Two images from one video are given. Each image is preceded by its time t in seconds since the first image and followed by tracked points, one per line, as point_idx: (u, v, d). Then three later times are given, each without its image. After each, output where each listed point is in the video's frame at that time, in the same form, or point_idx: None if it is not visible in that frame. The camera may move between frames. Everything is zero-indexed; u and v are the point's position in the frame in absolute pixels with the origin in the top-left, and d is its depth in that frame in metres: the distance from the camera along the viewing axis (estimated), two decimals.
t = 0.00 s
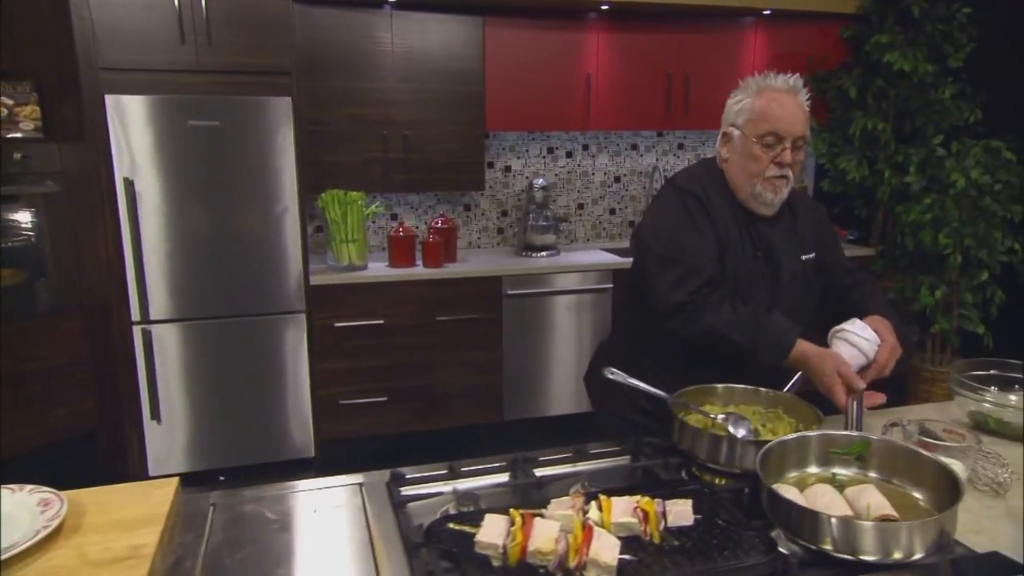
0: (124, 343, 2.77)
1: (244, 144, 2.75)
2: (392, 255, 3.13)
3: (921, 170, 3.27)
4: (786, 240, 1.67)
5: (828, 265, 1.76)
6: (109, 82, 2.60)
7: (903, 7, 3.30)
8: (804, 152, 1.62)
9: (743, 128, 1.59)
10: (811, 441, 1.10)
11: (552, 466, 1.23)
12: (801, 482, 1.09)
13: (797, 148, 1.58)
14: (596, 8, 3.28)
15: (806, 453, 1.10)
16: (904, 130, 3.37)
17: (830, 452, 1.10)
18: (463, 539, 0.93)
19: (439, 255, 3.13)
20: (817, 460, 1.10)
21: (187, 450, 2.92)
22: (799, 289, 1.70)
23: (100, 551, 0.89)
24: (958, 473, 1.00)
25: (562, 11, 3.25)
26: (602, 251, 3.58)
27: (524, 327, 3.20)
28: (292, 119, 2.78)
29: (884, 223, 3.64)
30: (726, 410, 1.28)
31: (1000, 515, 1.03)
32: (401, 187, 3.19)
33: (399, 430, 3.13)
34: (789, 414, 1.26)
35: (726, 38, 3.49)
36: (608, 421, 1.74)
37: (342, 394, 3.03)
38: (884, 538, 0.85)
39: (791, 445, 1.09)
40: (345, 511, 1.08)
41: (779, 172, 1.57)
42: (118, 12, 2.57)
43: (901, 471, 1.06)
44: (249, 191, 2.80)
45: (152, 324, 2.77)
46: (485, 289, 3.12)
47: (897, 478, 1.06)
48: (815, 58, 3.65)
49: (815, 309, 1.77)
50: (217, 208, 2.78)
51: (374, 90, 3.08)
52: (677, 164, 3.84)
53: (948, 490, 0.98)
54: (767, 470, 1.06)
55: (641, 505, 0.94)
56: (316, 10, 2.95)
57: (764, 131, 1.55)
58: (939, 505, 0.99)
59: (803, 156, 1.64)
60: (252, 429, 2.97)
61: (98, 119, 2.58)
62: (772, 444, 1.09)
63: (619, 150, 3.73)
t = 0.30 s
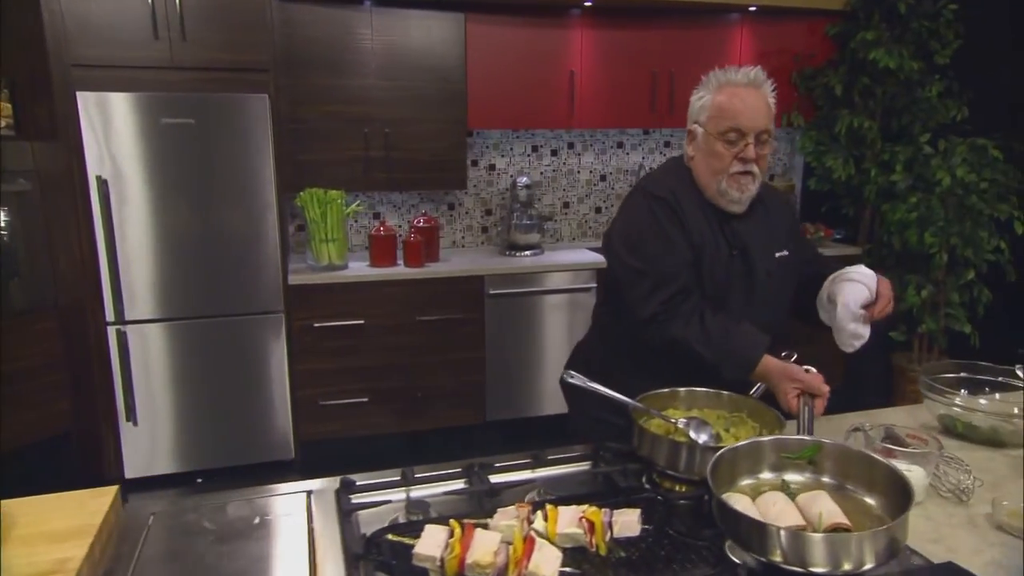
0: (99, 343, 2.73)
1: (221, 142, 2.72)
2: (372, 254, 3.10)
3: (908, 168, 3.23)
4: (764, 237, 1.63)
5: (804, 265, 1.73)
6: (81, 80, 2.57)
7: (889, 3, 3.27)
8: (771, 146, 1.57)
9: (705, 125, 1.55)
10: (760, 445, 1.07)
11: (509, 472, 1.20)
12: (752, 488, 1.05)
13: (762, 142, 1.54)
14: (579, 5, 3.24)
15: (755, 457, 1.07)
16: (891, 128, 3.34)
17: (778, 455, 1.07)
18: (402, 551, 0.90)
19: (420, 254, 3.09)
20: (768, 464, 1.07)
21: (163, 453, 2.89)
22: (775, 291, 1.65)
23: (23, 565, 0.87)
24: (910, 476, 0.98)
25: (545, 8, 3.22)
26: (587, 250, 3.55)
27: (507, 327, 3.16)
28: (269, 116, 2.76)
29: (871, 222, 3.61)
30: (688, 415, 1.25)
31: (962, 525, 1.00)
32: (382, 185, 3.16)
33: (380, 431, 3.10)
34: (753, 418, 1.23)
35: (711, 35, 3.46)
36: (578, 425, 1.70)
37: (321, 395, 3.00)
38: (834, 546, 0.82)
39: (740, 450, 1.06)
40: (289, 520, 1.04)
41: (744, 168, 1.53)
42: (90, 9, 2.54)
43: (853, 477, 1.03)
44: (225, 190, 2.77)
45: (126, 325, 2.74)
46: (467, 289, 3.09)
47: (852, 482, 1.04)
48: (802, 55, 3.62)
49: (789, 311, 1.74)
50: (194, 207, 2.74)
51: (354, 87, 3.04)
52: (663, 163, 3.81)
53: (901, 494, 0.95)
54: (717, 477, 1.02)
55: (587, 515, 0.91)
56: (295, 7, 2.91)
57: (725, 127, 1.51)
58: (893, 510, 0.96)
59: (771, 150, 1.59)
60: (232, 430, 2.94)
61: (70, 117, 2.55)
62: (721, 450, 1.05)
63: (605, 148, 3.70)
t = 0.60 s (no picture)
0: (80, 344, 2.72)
1: (203, 142, 2.71)
2: (358, 254, 3.07)
3: (899, 168, 3.19)
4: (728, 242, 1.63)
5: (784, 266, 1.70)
6: (59, 78, 2.55)
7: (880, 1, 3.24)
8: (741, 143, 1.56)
9: (672, 123, 1.54)
10: (740, 441, 1.04)
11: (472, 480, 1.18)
12: (733, 484, 1.04)
13: (731, 139, 1.53)
14: (567, 3, 3.21)
15: (736, 453, 1.05)
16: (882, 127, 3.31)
17: (758, 451, 1.05)
18: (348, 564, 0.87)
19: (406, 254, 3.06)
20: (747, 461, 1.05)
21: (145, 455, 2.87)
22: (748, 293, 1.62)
23: None
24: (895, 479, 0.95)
25: (532, 5, 3.19)
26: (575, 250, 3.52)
27: (494, 328, 3.14)
28: (251, 116, 2.75)
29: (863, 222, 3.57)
30: (657, 421, 1.22)
31: (929, 535, 0.97)
32: (368, 185, 3.13)
33: (365, 433, 3.08)
34: (722, 424, 1.20)
35: (701, 33, 3.44)
36: (553, 429, 1.68)
37: (305, 396, 2.98)
38: (812, 552, 0.80)
39: (721, 446, 1.03)
40: (240, 529, 1.01)
41: (712, 166, 1.52)
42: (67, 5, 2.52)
43: (841, 480, 1.00)
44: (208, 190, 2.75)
45: (107, 326, 2.73)
46: (453, 290, 3.06)
47: (835, 482, 1.02)
48: (793, 54, 3.58)
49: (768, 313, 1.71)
50: (176, 207, 2.73)
51: (338, 86, 3.01)
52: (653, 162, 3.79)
53: (885, 496, 0.93)
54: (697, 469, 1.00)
55: (540, 526, 0.88)
56: (278, 5, 2.88)
57: (692, 125, 1.50)
58: (875, 511, 0.94)
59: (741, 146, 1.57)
60: (214, 432, 2.93)
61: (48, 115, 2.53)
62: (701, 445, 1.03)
63: (595, 147, 3.67)
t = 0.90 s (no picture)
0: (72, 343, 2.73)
1: (196, 141, 2.70)
2: (353, 255, 3.05)
3: (902, 168, 3.14)
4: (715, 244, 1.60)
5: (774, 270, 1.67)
6: (52, 79, 2.56)
7: None
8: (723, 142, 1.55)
9: (653, 120, 1.53)
10: (718, 380, 1.01)
11: (447, 487, 1.15)
12: (722, 424, 1.00)
13: (711, 137, 1.52)
14: (565, 2, 3.19)
15: (716, 394, 1.01)
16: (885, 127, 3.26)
17: (739, 387, 1.01)
18: None
19: (402, 254, 3.04)
20: (731, 401, 1.02)
21: (138, 456, 2.87)
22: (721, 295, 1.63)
23: None
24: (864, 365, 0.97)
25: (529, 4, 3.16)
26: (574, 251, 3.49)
27: (490, 329, 3.12)
28: (244, 115, 2.74)
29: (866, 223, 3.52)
30: (635, 427, 1.19)
31: (910, 549, 0.94)
32: (364, 186, 3.11)
33: (360, 435, 3.06)
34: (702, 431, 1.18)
35: (700, 33, 3.40)
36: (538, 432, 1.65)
37: (299, 397, 2.96)
38: (839, 439, 0.79)
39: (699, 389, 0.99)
40: (202, 538, 1.00)
41: (691, 162, 1.51)
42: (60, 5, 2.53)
43: (824, 392, 0.99)
44: (202, 190, 2.75)
45: (100, 327, 2.72)
46: (448, 291, 3.03)
47: (817, 395, 1.00)
48: (795, 54, 3.54)
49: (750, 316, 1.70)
50: (169, 207, 2.72)
51: (334, 85, 2.99)
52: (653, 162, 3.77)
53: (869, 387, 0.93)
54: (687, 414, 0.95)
55: (502, 538, 0.86)
56: (273, 5, 2.87)
57: (671, 119, 1.49)
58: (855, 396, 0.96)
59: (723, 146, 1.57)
60: (207, 433, 2.92)
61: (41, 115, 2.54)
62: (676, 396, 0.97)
63: (594, 147, 3.64)
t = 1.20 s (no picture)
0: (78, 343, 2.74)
1: (201, 142, 2.70)
2: (358, 257, 3.04)
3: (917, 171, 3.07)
4: (698, 252, 1.63)
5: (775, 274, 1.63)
6: (58, 80, 2.58)
7: None
8: (721, 147, 1.55)
9: (651, 120, 1.56)
10: (610, 320, 1.16)
11: (430, 496, 1.13)
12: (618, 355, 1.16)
13: (705, 144, 1.53)
14: (572, 2, 3.16)
15: (609, 331, 1.16)
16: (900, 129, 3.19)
17: (631, 324, 1.16)
18: None
19: (407, 256, 3.02)
20: (625, 334, 1.16)
21: (142, 456, 2.88)
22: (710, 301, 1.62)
23: None
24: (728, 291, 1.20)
25: (537, 5, 3.14)
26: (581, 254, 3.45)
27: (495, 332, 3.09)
28: (249, 116, 2.74)
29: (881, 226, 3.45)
30: (623, 437, 1.16)
31: (902, 567, 0.90)
32: (369, 187, 3.10)
33: (364, 437, 3.05)
34: (691, 441, 1.14)
35: (711, 33, 3.36)
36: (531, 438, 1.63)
37: (302, 400, 2.95)
38: (708, 348, 1.09)
39: (589, 326, 1.15)
40: (173, 545, 0.99)
41: (679, 170, 1.54)
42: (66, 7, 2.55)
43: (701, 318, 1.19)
44: (205, 191, 2.75)
45: (105, 327, 2.73)
46: (452, 293, 3.01)
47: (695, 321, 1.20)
48: (808, 54, 3.48)
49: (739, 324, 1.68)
50: (174, 208, 2.73)
51: (340, 87, 2.98)
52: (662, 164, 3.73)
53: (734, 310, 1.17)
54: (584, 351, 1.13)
55: (471, 552, 0.84)
56: (279, 6, 2.86)
57: (660, 127, 1.52)
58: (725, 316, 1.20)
59: (723, 149, 1.56)
60: (212, 434, 2.92)
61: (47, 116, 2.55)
62: (568, 336, 1.15)
63: (603, 149, 3.61)
